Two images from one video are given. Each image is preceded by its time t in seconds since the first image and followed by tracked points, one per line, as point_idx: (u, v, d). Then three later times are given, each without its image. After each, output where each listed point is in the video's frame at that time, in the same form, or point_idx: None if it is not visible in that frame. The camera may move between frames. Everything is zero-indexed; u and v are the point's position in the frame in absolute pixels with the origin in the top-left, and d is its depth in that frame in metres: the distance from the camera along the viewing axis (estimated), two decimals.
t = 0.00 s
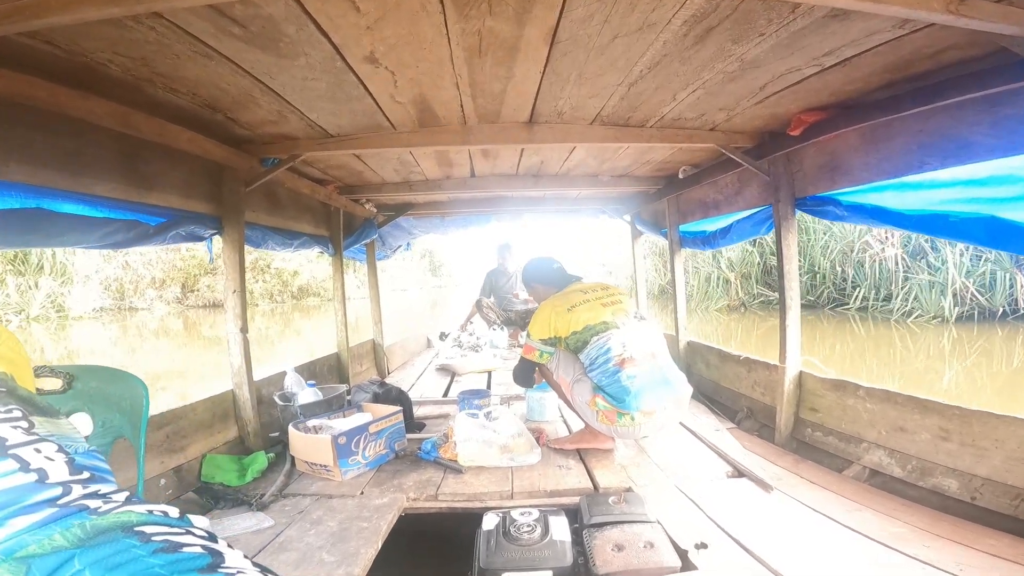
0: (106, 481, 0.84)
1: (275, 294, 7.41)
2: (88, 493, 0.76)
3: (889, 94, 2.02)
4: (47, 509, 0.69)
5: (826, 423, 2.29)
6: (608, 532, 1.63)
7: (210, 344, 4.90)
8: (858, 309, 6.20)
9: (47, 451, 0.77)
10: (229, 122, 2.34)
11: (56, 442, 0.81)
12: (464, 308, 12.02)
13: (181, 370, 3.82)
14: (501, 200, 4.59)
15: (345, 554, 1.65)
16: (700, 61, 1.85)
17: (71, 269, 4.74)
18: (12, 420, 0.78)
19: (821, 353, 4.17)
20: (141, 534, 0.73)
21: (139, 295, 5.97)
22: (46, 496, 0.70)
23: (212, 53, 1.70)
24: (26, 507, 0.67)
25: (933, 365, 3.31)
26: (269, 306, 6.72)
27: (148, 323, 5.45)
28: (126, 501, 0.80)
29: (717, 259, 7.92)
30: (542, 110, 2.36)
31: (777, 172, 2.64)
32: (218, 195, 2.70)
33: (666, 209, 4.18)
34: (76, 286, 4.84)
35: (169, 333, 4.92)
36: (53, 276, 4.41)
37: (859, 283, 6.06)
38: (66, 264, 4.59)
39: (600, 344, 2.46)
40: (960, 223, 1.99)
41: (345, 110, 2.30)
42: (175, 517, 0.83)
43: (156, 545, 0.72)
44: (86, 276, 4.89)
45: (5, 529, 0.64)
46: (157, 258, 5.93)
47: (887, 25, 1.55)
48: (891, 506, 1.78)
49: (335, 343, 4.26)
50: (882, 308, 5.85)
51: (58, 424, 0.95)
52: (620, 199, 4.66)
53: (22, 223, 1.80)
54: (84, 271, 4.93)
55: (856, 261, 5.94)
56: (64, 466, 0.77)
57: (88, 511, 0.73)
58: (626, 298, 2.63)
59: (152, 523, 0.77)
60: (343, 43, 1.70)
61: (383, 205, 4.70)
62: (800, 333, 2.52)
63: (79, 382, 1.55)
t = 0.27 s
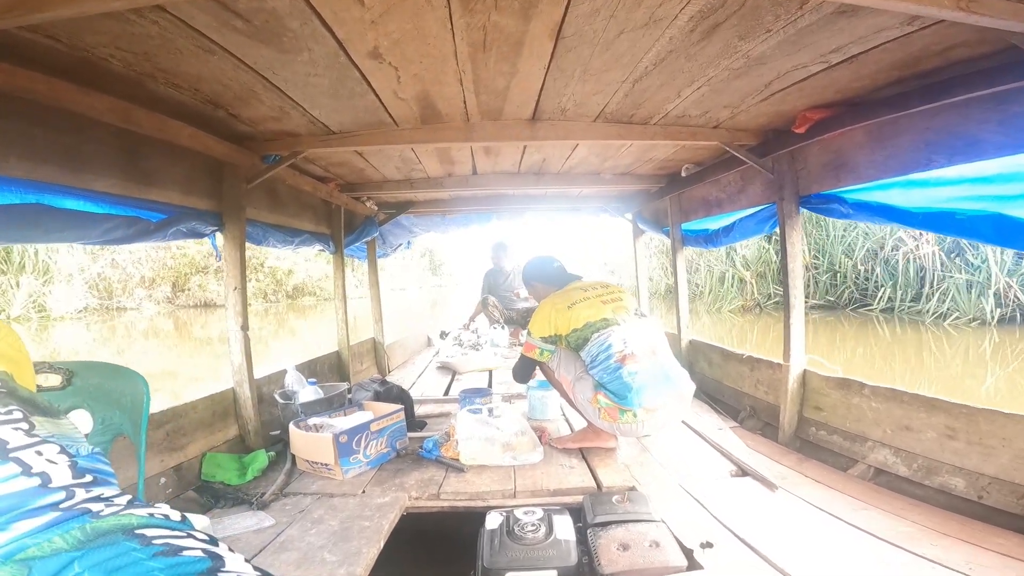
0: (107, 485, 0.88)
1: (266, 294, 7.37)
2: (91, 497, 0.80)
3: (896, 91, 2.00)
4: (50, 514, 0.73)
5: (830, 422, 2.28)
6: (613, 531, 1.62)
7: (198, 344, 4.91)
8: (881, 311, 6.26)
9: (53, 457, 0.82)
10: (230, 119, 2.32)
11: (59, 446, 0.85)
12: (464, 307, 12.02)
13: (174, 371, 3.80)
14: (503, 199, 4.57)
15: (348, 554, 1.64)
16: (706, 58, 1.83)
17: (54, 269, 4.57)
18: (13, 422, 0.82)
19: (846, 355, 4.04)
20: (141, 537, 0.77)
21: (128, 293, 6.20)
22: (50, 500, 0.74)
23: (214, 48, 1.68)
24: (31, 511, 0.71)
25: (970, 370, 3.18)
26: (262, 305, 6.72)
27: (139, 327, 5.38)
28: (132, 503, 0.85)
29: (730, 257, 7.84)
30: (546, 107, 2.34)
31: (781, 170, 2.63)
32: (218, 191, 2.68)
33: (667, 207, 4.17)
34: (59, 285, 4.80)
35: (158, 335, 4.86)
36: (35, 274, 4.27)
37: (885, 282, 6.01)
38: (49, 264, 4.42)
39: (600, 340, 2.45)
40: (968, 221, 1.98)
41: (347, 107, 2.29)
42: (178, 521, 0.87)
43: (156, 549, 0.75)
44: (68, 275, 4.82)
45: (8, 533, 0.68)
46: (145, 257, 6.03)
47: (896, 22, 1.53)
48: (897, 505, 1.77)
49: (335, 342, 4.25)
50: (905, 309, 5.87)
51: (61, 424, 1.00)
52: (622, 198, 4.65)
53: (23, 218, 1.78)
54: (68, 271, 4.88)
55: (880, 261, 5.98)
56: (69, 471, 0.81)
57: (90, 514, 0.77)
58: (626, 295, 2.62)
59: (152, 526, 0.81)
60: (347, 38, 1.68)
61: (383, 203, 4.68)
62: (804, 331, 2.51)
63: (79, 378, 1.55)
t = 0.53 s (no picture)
0: (102, 488, 1.02)
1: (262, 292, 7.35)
2: (90, 504, 0.94)
3: (905, 88, 1.99)
4: (52, 519, 0.86)
5: (836, 421, 2.26)
6: (619, 531, 1.60)
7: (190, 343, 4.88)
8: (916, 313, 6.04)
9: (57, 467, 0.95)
10: (232, 115, 2.30)
11: (57, 448, 0.99)
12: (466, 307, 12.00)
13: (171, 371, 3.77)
14: (505, 197, 4.54)
15: (350, 554, 1.62)
16: (713, 53, 1.81)
17: (36, 268, 4.45)
18: (11, 426, 0.95)
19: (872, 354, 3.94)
20: (133, 541, 0.90)
21: (115, 293, 5.90)
22: (50, 507, 0.87)
23: (217, 42, 1.66)
24: (33, 517, 0.84)
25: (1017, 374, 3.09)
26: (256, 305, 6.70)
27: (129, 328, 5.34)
28: (125, 510, 0.98)
29: (747, 256, 7.86)
30: (550, 104, 2.32)
31: (787, 168, 2.61)
32: (219, 188, 2.66)
33: (671, 206, 4.15)
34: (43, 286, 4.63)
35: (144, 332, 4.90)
36: (15, 273, 4.08)
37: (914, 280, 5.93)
38: (32, 264, 4.32)
39: (589, 337, 2.43)
40: (978, 217, 1.96)
41: (350, 103, 2.27)
42: (167, 526, 1.00)
43: (150, 554, 0.88)
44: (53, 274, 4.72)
45: (11, 537, 0.80)
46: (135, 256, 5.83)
47: (906, 17, 1.52)
48: (906, 504, 1.76)
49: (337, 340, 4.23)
50: (938, 309, 5.73)
51: (59, 424, 1.17)
52: (624, 196, 4.63)
53: (24, 214, 1.77)
54: (50, 270, 4.70)
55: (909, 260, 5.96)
56: (69, 477, 0.95)
57: (87, 519, 0.90)
58: (619, 294, 2.59)
59: (143, 531, 0.94)
60: (351, 33, 1.66)
61: (385, 201, 4.65)
62: (810, 329, 2.49)
63: (77, 375, 1.54)
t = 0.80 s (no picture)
0: (85, 486, 1.19)
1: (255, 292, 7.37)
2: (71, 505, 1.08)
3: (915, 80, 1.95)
4: (34, 521, 1.00)
5: (844, 418, 2.23)
6: (625, 530, 1.57)
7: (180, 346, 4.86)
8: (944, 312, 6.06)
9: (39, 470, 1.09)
10: (231, 109, 2.27)
11: (38, 446, 1.15)
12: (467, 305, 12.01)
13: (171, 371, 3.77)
14: (506, 193, 4.52)
15: (351, 555, 1.59)
16: (719, 45, 1.78)
17: (18, 267, 4.67)
18: None
19: (908, 354, 3.90)
20: (113, 538, 1.03)
21: (106, 293, 6.72)
22: (31, 509, 1.02)
23: (215, 34, 1.63)
24: (14, 518, 0.98)
25: None
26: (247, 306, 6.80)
27: (117, 331, 5.33)
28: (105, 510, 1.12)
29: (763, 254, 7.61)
30: (553, 97, 2.29)
31: (793, 162, 2.57)
32: (218, 184, 2.63)
33: (673, 202, 4.12)
34: (24, 286, 4.91)
35: (128, 332, 5.28)
36: None
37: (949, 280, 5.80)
38: (13, 263, 4.47)
39: (574, 333, 2.41)
40: (989, 211, 1.93)
41: (351, 97, 2.23)
42: (147, 521, 1.13)
43: (130, 552, 1.00)
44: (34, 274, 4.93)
45: None
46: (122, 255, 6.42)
47: (918, 8, 1.48)
48: (918, 502, 1.73)
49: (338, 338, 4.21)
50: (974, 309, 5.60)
51: (38, 420, 1.26)
52: (627, 193, 4.60)
53: (17, 208, 1.74)
54: (33, 270, 4.97)
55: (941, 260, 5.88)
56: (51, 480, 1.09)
57: (67, 518, 1.04)
58: (612, 289, 2.53)
59: (122, 528, 1.07)
60: (352, 24, 1.63)
61: (386, 198, 4.63)
62: (817, 325, 2.46)
63: (69, 370, 1.54)
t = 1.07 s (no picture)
0: (67, 484, 1.14)
1: (251, 291, 7.34)
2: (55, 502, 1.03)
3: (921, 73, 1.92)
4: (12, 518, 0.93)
5: (850, 415, 2.21)
6: (629, 530, 1.55)
7: (174, 349, 4.84)
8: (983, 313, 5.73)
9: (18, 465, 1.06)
10: (228, 106, 2.25)
11: (20, 443, 1.13)
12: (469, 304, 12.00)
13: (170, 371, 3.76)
14: (507, 191, 4.49)
15: (351, 556, 1.57)
16: (721, 39, 1.76)
17: None
18: None
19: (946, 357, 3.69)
20: (99, 536, 0.95)
21: (93, 294, 6.63)
22: (10, 506, 0.95)
23: (211, 29, 1.61)
24: None
25: None
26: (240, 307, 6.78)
27: (109, 334, 5.29)
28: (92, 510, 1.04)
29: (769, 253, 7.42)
30: (553, 92, 2.26)
31: (796, 157, 2.55)
32: (216, 182, 2.61)
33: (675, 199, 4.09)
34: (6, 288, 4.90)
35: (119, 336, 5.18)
36: None
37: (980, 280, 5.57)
38: None
39: (582, 330, 2.38)
40: (997, 204, 1.91)
41: (349, 93, 2.21)
42: (136, 521, 1.06)
43: (112, 549, 0.92)
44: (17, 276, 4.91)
45: None
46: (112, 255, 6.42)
47: None
48: (925, 500, 1.70)
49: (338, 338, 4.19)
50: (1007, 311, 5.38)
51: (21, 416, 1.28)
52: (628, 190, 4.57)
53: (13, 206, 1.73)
54: (15, 271, 4.93)
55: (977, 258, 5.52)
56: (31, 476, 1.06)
57: (49, 516, 0.97)
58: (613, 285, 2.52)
59: (109, 526, 1.00)
60: (350, 18, 1.61)
61: (385, 197, 4.61)
62: (821, 321, 2.43)
63: (60, 368, 1.52)
